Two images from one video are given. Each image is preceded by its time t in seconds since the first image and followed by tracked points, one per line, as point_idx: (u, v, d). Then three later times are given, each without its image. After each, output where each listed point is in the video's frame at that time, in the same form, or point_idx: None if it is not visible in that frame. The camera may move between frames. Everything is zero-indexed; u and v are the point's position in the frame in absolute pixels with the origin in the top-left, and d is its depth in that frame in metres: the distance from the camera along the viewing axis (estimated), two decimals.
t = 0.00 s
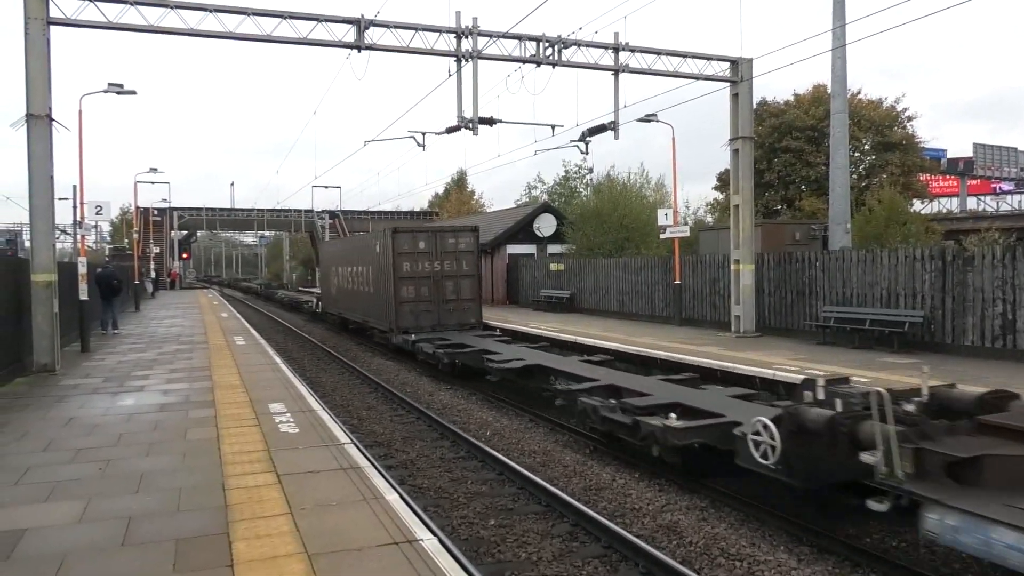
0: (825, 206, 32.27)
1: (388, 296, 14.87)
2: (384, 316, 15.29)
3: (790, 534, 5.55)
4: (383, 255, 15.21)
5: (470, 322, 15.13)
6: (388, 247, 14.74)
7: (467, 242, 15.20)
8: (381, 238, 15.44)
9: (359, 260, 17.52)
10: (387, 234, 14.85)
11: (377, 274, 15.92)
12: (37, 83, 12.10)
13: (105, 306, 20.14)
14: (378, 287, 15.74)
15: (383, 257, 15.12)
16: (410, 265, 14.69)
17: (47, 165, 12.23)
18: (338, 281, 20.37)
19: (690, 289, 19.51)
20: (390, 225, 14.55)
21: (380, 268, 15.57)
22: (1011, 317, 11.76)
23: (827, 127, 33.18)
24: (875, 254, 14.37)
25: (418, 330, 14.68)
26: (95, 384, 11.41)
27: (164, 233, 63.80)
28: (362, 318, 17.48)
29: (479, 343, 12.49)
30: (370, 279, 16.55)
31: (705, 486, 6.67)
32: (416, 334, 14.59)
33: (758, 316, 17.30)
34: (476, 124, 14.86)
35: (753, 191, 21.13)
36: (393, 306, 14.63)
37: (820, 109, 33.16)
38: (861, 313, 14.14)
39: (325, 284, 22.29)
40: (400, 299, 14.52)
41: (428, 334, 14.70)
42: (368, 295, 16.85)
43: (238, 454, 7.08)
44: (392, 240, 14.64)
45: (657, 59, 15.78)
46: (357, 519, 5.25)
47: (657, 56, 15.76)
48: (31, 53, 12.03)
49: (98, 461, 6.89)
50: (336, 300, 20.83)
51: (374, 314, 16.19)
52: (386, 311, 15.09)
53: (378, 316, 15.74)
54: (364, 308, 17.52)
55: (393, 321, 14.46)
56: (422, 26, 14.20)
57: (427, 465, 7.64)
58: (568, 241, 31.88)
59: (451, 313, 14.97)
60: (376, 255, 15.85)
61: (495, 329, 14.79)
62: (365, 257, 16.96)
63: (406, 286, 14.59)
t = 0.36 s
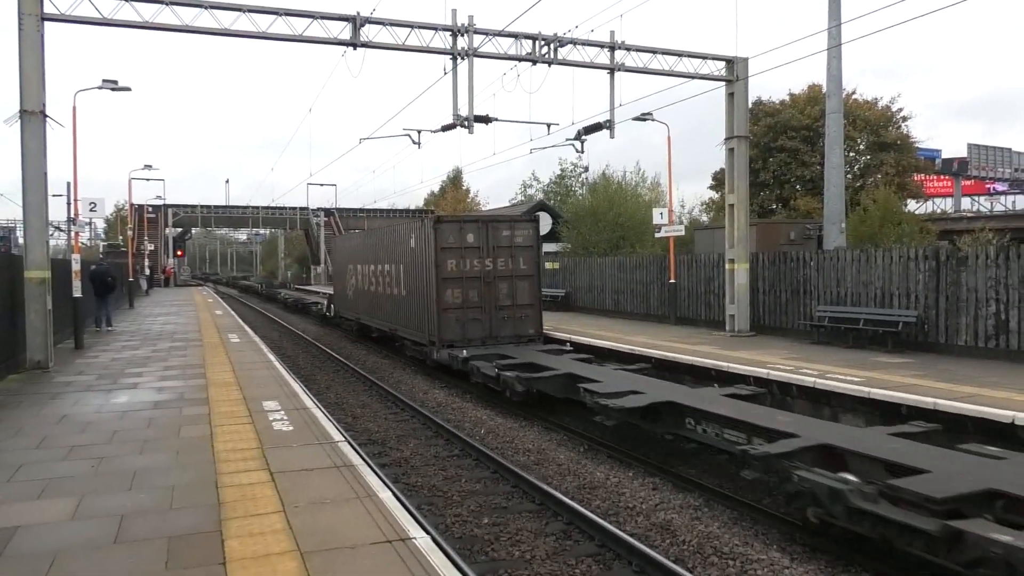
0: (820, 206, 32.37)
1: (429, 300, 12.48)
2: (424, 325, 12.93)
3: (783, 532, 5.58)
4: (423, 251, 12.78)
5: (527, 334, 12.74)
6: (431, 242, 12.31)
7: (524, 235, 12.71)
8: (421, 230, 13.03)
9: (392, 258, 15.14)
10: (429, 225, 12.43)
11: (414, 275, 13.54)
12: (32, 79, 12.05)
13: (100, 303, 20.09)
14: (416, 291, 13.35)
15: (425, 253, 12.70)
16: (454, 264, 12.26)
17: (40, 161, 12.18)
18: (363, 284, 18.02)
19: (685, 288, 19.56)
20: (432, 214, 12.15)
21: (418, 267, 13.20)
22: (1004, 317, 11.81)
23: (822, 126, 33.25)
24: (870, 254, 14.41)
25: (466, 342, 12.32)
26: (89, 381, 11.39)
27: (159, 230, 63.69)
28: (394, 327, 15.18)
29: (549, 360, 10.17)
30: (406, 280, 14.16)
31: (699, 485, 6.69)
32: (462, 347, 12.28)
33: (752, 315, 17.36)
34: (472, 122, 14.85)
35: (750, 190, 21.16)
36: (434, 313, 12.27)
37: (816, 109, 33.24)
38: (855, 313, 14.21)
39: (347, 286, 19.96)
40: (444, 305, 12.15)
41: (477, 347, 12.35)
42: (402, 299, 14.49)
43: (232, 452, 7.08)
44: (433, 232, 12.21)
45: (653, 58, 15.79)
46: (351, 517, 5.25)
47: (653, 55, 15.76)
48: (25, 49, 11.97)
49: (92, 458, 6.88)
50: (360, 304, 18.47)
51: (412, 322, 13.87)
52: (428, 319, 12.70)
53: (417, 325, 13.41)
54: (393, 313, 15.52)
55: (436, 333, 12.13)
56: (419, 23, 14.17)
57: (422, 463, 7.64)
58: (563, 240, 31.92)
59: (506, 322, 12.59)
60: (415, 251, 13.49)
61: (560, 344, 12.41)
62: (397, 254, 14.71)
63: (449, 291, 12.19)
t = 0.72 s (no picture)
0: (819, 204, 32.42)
1: (502, 309, 9.82)
2: (493, 340, 10.29)
3: (783, 531, 5.58)
4: (492, 246, 10.10)
5: (628, 353, 10.09)
6: (504, 234, 9.62)
7: (620, 226, 10.03)
8: (487, 220, 10.32)
9: (442, 255, 12.42)
10: (501, 213, 9.72)
11: (477, 277, 10.87)
12: (30, 80, 12.04)
13: (99, 303, 20.08)
14: (481, 297, 10.71)
15: (495, 249, 9.98)
16: (534, 263, 9.57)
17: (39, 161, 12.17)
18: (397, 287, 15.31)
19: (684, 287, 19.58)
20: (507, 198, 9.42)
21: (484, 266, 10.53)
22: (1004, 314, 11.82)
23: (821, 124, 33.26)
24: (869, 251, 14.42)
25: (551, 365, 9.64)
26: (88, 381, 11.39)
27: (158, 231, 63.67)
28: (444, 340, 12.52)
29: (682, 395, 7.52)
30: (462, 282, 11.46)
31: (699, 484, 6.69)
32: (546, 371, 9.60)
33: (752, 314, 17.39)
34: (471, 122, 14.84)
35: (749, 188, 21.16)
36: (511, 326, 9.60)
37: (814, 107, 33.28)
38: (855, 311, 14.23)
39: (374, 290, 17.23)
40: (522, 318, 9.49)
41: (566, 372, 9.66)
42: (457, 305, 11.78)
43: (231, 452, 7.08)
44: (509, 223, 9.49)
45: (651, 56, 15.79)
46: (352, 517, 5.24)
47: (651, 54, 15.77)
48: (23, 49, 11.97)
49: (91, 459, 6.87)
50: (393, 311, 15.74)
51: (472, 335, 11.22)
52: (499, 332, 10.05)
53: (482, 340, 10.73)
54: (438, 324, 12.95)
55: (513, 353, 9.43)
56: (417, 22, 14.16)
57: (422, 463, 7.64)
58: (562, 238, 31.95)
59: (600, 338, 9.91)
60: (475, 246, 10.83)
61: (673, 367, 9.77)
62: (446, 252, 12.19)
63: (529, 298, 9.52)
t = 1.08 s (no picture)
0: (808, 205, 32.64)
1: (631, 325, 6.89)
2: (611, 370, 7.32)
3: (772, 531, 5.63)
4: (611, 236, 7.14)
5: (806, 390, 7.14)
6: (637, 220, 6.66)
7: (795, 210, 7.10)
8: (597, 200, 7.41)
9: (515, 251, 9.44)
10: (629, 190, 6.81)
11: (576, 279, 7.93)
12: (18, 78, 11.95)
13: (87, 303, 19.96)
14: (589, 310, 7.69)
15: (617, 242, 7.03)
16: (679, 261, 6.61)
17: (27, 159, 12.10)
18: (439, 293, 12.37)
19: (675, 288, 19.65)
20: (642, 167, 6.50)
21: (593, 263, 7.53)
22: (990, 315, 11.94)
23: (810, 126, 33.48)
24: (857, 253, 14.54)
25: (703, 411, 6.67)
26: (76, 381, 11.33)
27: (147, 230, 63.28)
28: (515, 364, 9.66)
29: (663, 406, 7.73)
30: (551, 288, 8.54)
31: (689, 484, 6.73)
32: (696, 419, 6.65)
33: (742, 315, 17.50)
34: (462, 122, 14.86)
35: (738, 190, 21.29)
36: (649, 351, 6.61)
37: (804, 109, 33.52)
38: (843, 312, 14.34)
39: (404, 296, 14.28)
40: (664, 342, 6.53)
41: (724, 420, 6.70)
42: (540, 318, 8.85)
43: (220, 452, 7.07)
44: (645, 201, 6.53)
45: (641, 58, 15.87)
46: (341, 518, 5.25)
47: (642, 56, 15.84)
48: (12, 47, 11.89)
49: (79, 459, 6.85)
50: (431, 322, 12.84)
51: (569, 359, 8.23)
52: (620, 357, 7.12)
53: (588, 367, 7.79)
54: (506, 342, 9.93)
55: (652, 393, 6.48)
56: (408, 23, 14.16)
57: (411, 463, 7.66)
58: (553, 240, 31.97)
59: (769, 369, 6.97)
60: (575, 237, 7.90)
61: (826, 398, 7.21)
62: (521, 249, 9.28)
63: (672, 311, 6.57)
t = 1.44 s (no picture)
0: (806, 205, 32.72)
1: (910, 367, 4.15)
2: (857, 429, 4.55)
3: (771, 530, 5.64)
4: (858, 223, 4.44)
5: None
6: (984, 180, 3.72)
7: None
8: (820, 169, 4.73)
9: (636, 246, 6.71)
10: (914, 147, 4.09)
11: (760, 288, 5.24)
12: (17, 80, 11.97)
13: (87, 305, 19.96)
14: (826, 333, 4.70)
15: (910, 226, 4.10)
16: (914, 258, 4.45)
17: (27, 161, 12.10)
18: (502, 304, 9.65)
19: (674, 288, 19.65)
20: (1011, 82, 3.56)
21: (803, 264, 4.86)
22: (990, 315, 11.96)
23: (808, 126, 33.56)
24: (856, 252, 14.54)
25: None
26: (76, 383, 11.33)
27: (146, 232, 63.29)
28: (658, 409, 6.56)
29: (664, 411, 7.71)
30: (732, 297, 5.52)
31: (688, 484, 6.74)
32: None
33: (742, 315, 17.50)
34: (461, 123, 14.86)
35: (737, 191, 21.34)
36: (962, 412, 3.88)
37: (802, 110, 33.60)
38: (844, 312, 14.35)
39: (459, 304, 11.22)
40: None
41: None
42: (685, 343, 6.09)
43: (220, 454, 7.07)
44: (960, 165, 3.85)
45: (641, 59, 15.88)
46: (341, 519, 5.25)
47: (641, 56, 15.85)
48: (11, 49, 11.89)
49: (80, 461, 6.86)
50: (489, 338, 10.12)
51: (744, 405, 5.50)
52: (872, 413, 4.42)
53: (793, 422, 5.04)
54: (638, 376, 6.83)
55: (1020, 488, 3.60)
56: (407, 24, 14.18)
57: (411, 464, 7.66)
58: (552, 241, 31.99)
59: None
60: (763, 230, 5.21)
61: None
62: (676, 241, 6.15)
63: None
